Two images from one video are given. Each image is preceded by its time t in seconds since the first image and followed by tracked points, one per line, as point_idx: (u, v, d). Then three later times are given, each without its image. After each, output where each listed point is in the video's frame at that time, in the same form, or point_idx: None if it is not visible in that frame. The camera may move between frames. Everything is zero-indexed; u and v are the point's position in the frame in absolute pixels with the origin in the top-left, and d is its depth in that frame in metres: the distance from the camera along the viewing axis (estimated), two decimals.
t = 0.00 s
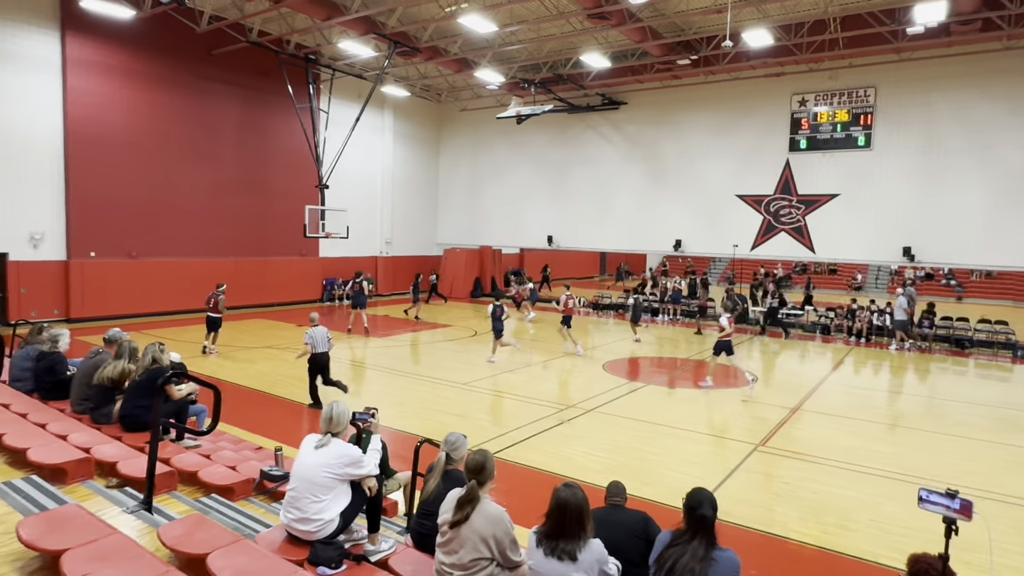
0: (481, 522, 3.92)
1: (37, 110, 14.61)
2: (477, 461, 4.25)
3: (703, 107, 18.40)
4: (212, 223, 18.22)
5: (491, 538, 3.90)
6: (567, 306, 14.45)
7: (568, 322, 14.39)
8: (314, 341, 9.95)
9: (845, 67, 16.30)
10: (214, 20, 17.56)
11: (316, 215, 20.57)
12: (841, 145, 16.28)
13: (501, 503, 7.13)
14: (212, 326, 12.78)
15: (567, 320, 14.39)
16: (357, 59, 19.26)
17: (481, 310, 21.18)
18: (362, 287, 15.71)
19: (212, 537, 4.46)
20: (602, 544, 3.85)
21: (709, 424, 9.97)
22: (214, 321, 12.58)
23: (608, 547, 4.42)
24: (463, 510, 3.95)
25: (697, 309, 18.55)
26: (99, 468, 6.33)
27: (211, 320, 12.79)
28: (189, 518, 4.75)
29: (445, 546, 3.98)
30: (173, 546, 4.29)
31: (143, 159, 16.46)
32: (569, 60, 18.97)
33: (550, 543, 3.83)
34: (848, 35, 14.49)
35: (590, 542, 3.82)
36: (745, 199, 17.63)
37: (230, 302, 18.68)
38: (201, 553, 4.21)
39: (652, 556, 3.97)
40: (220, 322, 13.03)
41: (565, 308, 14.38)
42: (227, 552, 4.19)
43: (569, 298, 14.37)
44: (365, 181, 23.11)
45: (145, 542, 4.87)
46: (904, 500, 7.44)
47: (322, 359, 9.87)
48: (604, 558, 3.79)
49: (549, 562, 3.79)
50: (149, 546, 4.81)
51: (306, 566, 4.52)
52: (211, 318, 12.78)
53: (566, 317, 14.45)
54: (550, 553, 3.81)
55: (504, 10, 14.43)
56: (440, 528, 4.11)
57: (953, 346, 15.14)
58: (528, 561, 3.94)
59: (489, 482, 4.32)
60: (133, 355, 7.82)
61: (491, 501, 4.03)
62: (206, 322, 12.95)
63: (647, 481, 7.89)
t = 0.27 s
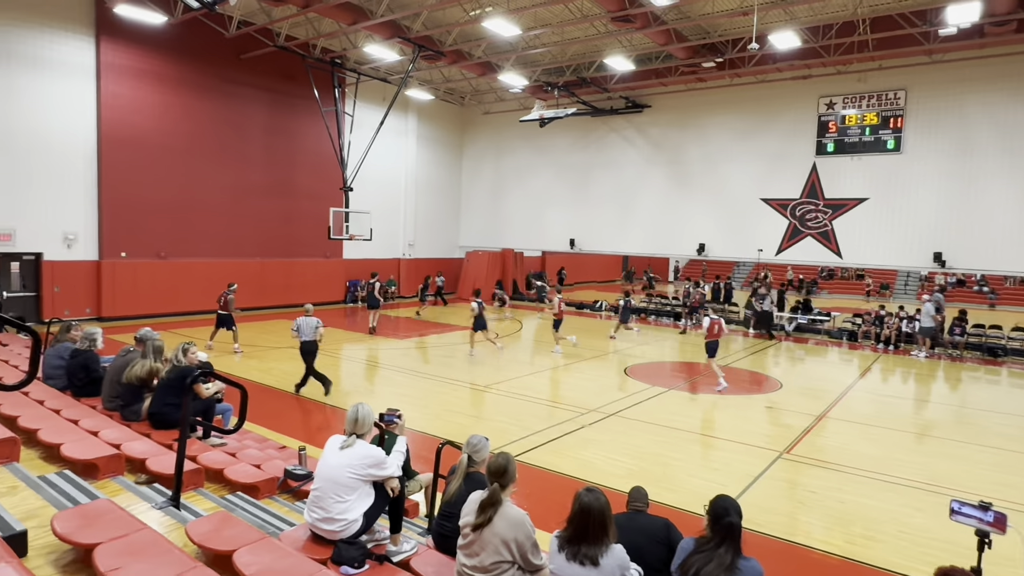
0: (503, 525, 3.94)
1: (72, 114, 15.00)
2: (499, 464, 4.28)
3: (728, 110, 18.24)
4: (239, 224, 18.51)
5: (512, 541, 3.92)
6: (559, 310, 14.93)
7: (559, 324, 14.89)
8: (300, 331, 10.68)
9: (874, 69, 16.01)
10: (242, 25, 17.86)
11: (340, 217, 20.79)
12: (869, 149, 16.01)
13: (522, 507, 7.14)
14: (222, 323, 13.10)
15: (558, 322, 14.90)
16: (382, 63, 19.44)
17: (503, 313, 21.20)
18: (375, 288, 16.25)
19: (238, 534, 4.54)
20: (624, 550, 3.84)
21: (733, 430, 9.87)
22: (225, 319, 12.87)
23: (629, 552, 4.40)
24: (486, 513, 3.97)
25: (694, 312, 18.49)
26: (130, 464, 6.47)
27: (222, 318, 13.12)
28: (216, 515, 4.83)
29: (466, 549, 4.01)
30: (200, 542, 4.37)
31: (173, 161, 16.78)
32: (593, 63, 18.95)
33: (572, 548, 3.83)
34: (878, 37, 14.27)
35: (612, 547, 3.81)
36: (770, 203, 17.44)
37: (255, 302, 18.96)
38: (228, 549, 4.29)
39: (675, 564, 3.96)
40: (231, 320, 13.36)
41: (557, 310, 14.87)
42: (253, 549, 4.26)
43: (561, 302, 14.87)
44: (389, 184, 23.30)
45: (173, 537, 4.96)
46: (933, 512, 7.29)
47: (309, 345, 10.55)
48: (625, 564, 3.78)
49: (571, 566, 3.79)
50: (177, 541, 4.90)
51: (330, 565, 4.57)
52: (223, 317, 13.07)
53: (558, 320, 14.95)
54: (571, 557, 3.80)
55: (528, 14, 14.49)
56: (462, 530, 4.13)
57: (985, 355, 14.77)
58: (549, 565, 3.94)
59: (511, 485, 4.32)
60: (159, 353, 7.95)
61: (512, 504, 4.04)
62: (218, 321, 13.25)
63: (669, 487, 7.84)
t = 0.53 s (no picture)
0: (514, 526, 3.94)
1: (91, 113, 15.20)
2: (512, 465, 4.27)
3: (743, 112, 18.12)
4: (253, 223, 18.65)
5: (523, 542, 3.93)
6: (543, 306, 15.29)
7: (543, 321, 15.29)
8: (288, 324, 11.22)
9: (892, 71, 15.83)
10: (259, 26, 18.00)
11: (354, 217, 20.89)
12: (886, 151, 15.85)
13: (532, 508, 7.14)
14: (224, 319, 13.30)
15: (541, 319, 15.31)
16: (397, 64, 19.51)
17: (515, 313, 21.18)
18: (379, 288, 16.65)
19: (251, 531, 4.58)
20: (636, 554, 3.83)
21: (746, 434, 9.80)
22: (226, 313, 13.07)
23: (641, 555, 4.40)
24: (497, 514, 3.97)
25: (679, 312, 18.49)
26: (145, 460, 6.55)
27: (223, 313, 13.33)
28: (230, 511, 4.88)
29: (477, 549, 4.02)
30: (213, 538, 4.41)
31: (189, 160, 16.94)
32: (607, 64, 18.90)
33: (584, 550, 3.82)
34: (896, 38, 14.12)
35: (625, 550, 3.81)
36: (786, 205, 17.31)
37: (269, 300, 19.10)
38: (241, 546, 4.33)
39: (686, 569, 3.95)
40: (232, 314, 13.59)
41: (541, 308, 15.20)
42: (266, 546, 4.30)
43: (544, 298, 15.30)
44: (402, 184, 23.38)
45: (187, 534, 5.02)
46: (950, 520, 7.20)
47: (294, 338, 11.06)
48: (637, 567, 3.78)
49: (583, 569, 3.79)
50: (192, 537, 4.95)
51: (341, 563, 4.59)
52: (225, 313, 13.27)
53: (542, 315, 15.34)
54: (583, 560, 3.79)
55: (543, 15, 14.49)
56: (473, 530, 4.15)
57: (1004, 361, 14.53)
58: (560, 567, 3.94)
59: (523, 486, 4.32)
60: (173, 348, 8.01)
61: (524, 506, 4.05)
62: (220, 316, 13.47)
63: (681, 490, 7.81)
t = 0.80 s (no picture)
0: (523, 529, 3.95)
1: (106, 114, 15.35)
2: (520, 468, 4.26)
3: (755, 116, 18.04)
4: (264, 224, 18.76)
5: (531, 545, 3.93)
6: (525, 307, 15.60)
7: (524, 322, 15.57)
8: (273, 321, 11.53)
9: (906, 75, 15.70)
10: (272, 28, 18.13)
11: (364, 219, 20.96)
12: (899, 156, 15.74)
13: (540, 511, 7.15)
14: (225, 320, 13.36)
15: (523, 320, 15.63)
16: (408, 66, 19.58)
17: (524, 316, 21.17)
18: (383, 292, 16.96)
19: (260, 530, 4.60)
20: (645, 558, 3.82)
21: (756, 440, 9.76)
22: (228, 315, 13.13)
23: (649, 559, 4.39)
24: (506, 517, 3.98)
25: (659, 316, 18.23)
26: (156, 458, 6.60)
27: (224, 314, 13.40)
28: (240, 511, 4.91)
29: (485, 552, 4.02)
30: (223, 537, 4.44)
31: (202, 161, 17.08)
32: (618, 67, 18.84)
33: (592, 555, 3.81)
34: (911, 43, 14.00)
35: (633, 555, 3.80)
36: (797, 210, 17.22)
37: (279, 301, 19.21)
38: (251, 545, 4.35)
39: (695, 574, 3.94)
40: (233, 316, 13.66)
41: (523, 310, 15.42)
42: (275, 546, 4.32)
43: (529, 301, 15.62)
44: (412, 186, 23.43)
45: (197, 532, 5.05)
46: (962, 529, 7.13)
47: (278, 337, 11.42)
48: (646, 572, 3.77)
49: (591, 573, 3.78)
50: (201, 535, 4.99)
51: (349, 564, 4.60)
52: (227, 314, 13.35)
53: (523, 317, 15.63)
54: (591, 564, 3.79)
55: (555, 18, 14.49)
56: (481, 533, 4.15)
57: (1017, 368, 14.40)
58: (568, 570, 3.93)
59: (531, 489, 4.31)
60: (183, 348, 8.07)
61: (532, 509, 4.05)
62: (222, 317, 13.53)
63: (690, 495, 7.78)
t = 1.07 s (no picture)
0: (525, 532, 3.94)
1: (113, 114, 15.44)
2: (523, 470, 4.26)
3: (760, 120, 18.02)
4: (269, 224, 18.81)
5: (533, 548, 3.93)
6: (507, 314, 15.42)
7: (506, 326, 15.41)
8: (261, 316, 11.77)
9: (912, 79, 15.65)
10: (278, 30, 18.20)
11: (368, 220, 20.99)
12: (905, 160, 15.70)
13: (543, 514, 7.14)
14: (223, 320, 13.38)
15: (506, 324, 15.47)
16: (413, 68, 19.62)
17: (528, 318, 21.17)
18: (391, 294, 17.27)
19: (263, 530, 4.61)
20: (647, 562, 3.82)
21: (759, 444, 9.73)
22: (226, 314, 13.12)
23: (650, 563, 4.39)
24: (509, 520, 3.97)
25: (644, 313, 17.93)
26: (160, 458, 6.62)
27: (223, 314, 13.41)
28: (243, 511, 4.93)
29: (488, 554, 4.02)
30: (226, 537, 4.45)
31: (207, 162, 17.15)
32: (623, 70, 18.83)
33: (594, 558, 3.81)
34: (917, 47, 13.96)
35: (636, 559, 3.80)
36: (802, 214, 17.18)
37: (283, 301, 19.26)
38: (254, 545, 4.36)
39: None
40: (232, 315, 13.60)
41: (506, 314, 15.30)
42: (278, 546, 4.33)
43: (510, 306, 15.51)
44: (417, 188, 23.48)
45: (200, 532, 5.07)
46: (968, 535, 7.09)
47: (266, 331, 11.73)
48: None
49: None
50: (205, 535, 5.00)
51: (351, 565, 4.61)
52: (224, 314, 13.37)
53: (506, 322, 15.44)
54: (594, 568, 3.79)
55: (560, 21, 14.51)
56: (484, 535, 4.15)
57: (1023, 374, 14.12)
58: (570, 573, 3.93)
59: (534, 492, 4.30)
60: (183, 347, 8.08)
61: (535, 511, 4.05)
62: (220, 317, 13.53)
63: (694, 499, 7.76)
